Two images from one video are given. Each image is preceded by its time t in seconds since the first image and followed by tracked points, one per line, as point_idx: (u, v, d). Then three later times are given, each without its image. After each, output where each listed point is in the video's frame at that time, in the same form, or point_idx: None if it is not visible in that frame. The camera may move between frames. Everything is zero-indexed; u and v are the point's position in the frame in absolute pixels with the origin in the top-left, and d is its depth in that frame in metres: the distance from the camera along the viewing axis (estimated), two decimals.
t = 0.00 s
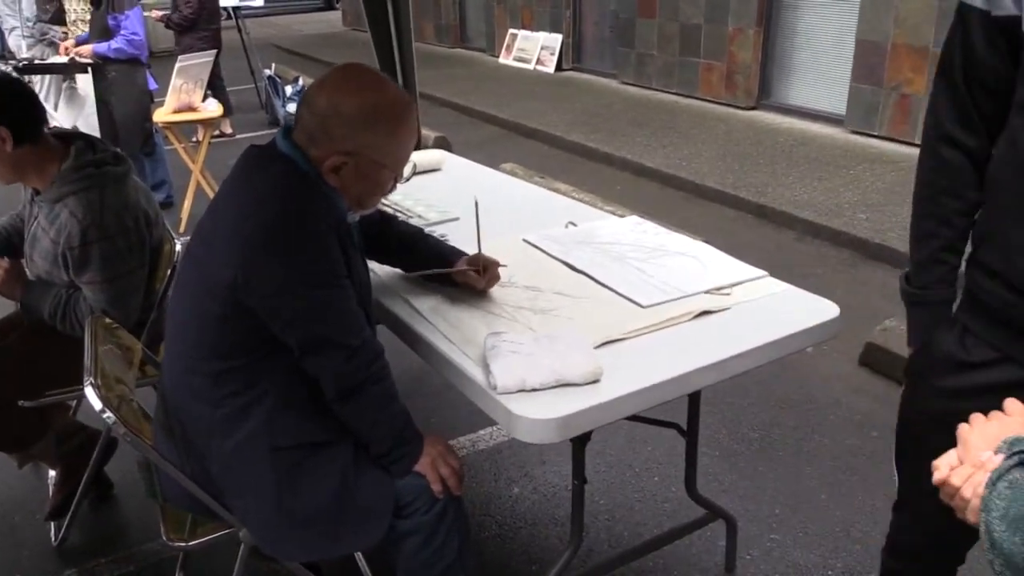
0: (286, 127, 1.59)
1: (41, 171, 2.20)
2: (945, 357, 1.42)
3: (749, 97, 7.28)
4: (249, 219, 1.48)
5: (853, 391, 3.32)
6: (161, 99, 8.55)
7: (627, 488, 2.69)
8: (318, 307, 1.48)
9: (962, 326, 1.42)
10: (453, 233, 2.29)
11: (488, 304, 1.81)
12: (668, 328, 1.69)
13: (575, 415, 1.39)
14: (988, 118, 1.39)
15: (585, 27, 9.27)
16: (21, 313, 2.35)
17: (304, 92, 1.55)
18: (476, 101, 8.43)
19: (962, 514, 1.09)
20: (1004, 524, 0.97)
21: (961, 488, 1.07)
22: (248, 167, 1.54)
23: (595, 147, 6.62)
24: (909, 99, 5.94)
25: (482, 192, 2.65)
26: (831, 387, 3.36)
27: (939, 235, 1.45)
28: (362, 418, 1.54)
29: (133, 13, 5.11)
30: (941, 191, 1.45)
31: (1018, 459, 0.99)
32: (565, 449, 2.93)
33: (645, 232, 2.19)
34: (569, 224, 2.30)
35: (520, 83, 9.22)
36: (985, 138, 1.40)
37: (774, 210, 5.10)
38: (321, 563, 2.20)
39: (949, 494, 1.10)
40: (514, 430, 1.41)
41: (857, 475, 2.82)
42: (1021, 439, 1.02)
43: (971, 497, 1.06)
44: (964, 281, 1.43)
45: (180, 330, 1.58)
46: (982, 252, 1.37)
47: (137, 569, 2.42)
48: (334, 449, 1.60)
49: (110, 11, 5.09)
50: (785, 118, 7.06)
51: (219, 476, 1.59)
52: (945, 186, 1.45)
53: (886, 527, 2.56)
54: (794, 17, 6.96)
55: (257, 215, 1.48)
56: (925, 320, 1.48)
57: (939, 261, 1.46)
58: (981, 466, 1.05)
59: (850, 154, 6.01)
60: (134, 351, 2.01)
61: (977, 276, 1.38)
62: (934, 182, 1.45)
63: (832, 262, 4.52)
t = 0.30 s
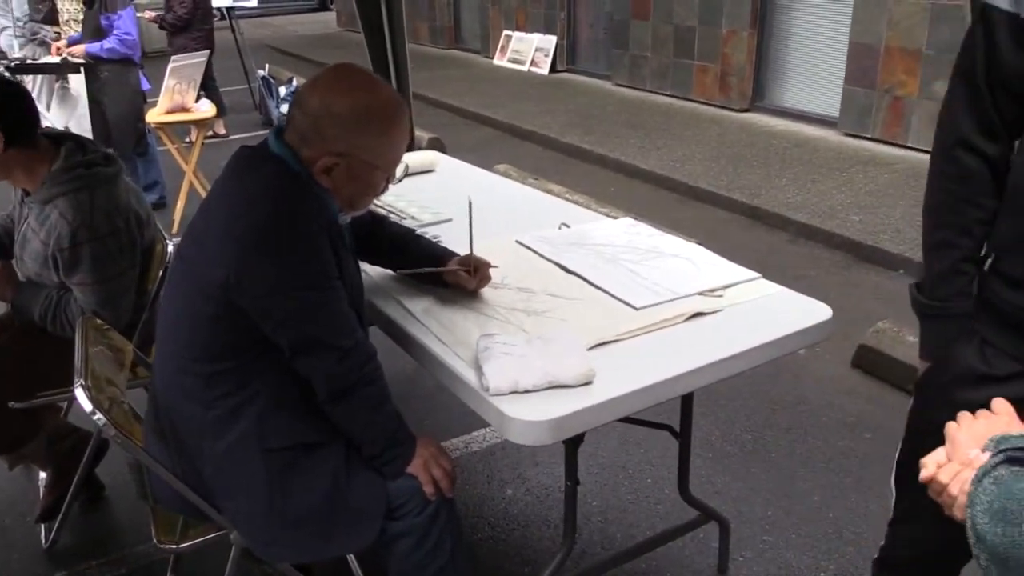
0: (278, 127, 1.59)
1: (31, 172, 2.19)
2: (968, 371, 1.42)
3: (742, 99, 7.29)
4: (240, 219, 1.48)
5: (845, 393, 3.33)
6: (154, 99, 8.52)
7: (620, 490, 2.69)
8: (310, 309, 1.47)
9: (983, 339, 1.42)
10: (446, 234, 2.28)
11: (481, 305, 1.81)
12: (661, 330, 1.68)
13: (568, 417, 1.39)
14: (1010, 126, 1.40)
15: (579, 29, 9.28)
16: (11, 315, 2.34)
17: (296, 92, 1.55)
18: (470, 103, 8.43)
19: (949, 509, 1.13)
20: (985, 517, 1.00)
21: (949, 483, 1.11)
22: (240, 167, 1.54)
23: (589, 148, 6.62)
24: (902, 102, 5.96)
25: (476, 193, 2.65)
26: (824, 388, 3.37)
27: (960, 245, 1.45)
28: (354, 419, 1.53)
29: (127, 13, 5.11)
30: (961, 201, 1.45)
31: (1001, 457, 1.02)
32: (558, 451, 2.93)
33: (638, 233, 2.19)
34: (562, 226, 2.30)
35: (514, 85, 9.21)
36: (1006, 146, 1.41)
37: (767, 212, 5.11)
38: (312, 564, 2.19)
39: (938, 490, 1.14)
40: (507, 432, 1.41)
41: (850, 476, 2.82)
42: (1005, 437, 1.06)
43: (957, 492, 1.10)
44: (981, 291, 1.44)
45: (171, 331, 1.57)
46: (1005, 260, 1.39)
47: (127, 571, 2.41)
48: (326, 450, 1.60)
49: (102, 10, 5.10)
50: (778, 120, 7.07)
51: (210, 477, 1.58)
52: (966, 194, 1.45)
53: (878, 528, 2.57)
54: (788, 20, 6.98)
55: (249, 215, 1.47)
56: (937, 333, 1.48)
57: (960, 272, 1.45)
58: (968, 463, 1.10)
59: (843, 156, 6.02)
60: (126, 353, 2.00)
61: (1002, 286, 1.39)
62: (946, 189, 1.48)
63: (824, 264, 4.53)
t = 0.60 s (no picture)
0: (272, 129, 1.59)
1: (25, 172, 2.19)
2: (992, 379, 1.42)
3: (739, 101, 7.29)
4: (234, 221, 1.47)
5: (842, 396, 3.33)
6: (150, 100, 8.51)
7: (615, 493, 2.69)
8: (304, 311, 1.47)
9: (1004, 346, 1.43)
10: (442, 236, 2.28)
11: (476, 308, 1.80)
12: (658, 333, 1.68)
13: (563, 420, 1.39)
14: None
15: (576, 30, 9.28)
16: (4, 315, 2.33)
17: (290, 94, 1.55)
18: (468, 104, 8.42)
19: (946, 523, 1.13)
20: (982, 527, 1.00)
21: (946, 498, 1.11)
22: (234, 169, 1.53)
23: (585, 150, 6.62)
24: (899, 105, 5.97)
25: (472, 195, 2.64)
26: (820, 391, 3.37)
27: (983, 251, 1.45)
28: (348, 422, 1.53)
29: (122, 12, 5.12)
30: (983, 205, 1.44)
31: (997, 469, 1.04)
32: (553, 454, 2.93)
33: (635, 236, 2.19)
34: (558, 228, 2.29)
35: (512, 86, 9.21)
36: None
37: (763, 214, 5.11)
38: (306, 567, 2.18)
39: (934, 504, 1.14)
40: (502, 435, 1.41)
41: (845, 479, 2.82)
42: (1000, 451, 1.07)
43: (954, 507, 1.10)
44: (1001, 298, 1.45)
45: (165, 332, 1.57)
46: None
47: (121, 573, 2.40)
48: (320, 453, 1.59)
49: (98, 10, 5.13)
50: (775, 123, 7.08)
51: (204, 480, 1.58)
52: (987, 199, 1.44)
53: (873, 531, 2.57)
54: (784, 22, 6.99)
55: (243, 216, 1.47)
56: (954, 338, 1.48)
57: (982, 278, 1.45)
58: (964, 477, 1.10)
59: (840, 159, 6.03)
60: (120, 355, 2.00)
61: None
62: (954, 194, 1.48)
63: (821, 267, 4.53)
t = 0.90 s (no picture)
0: (265, 130, 1.58)
1: (23, 173, 2.18)
2: None
3: (736, 102, 7.30)
4: (229, 223, 1.47)
5: (838, 396, 3.33)
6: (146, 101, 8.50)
7: (612, 494, 2.69)
8: (299, 313, 1.46)
9: None
10: (438, 237, 2.27)
11: (471, 308, 1.80)
12: (654, 334, 1.68)
13: (559, 421, 1.38)
14: None
15: (573, 31, 9.28)
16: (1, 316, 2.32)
17: (284, 95, 1.54)
18: (464, 105, 8.42)
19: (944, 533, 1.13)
20: (981, 538, 1.00)
21: (943, 507, 1.11)
22: (228, 171, 1.52)
23: (582, 151, 6.62)
24: (895, 105, 5.98)
25: (468, 196, 2.64)
26: (817, 391, 3.37)
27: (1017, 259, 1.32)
28: (343, 424, 1.52)
29: (119, 14, 5.09)
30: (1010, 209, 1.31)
31: (994, 477, 1.04)
32: (550, 455, 2.92)
33: (630, 237, 2.19)
34: (554, 229, 2.29)
35: (508, 87, 9.22)
36: None
37: (760, 215, 5.11)
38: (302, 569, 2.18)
39: (930, 513, 1.14)
40: (498, 437, 1.40)
41: (842, 480, 2.82)
42: (996, 457, 1.07)
43: (951, 516, 1.10)
44: None
45: (158, 335, 1.56)
46: None
47: None
48: (316, 455, 1.59)
49: (95, 13, 5.09)
50: (771, 123, 7.09)
51: (200, 483, 1.57)
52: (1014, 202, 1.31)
53: (871, 532, 2.57)
54: (781, 23, 6.99)
55: (237, 218, 1.47)
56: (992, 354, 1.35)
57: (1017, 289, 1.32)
58: (961, 485, 1.10)
59: (836, 159, 6.04)
60: (115, 358, 1.99)
61: None
62: (974, 193, 1.36)
63: (817, 267, 4.53)
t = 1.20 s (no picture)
0: (260, 132, 1.58)
1: (19, 173, 2.18)
2: None
3: (733, 103, 7.31)
4: (224, 224, 1.47)
5: (835, 397, 3.33)
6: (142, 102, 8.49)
7: (609, 495, 2.69)
8: (294, 314, 1.46)
9: None
10: (434, 238, 2.27)
11: (468, 309, 1.80)
12: (651, 335, 1.68)
13: (556, 423, 1.38)
14: None
15: (570, 32, 9.29)
16: None
17: (280, 96, 1.54)
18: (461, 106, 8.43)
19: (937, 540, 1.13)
20: (977, 547, 1.01)
21: (936, 515, 1.12)
22: (223, 172, 1.52)
23: (579, 152, 6.62)
24: (892, 106, 5.98)
25: (465, 197, 2.64)
26: (814, 392, 3.38)
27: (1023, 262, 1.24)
28: (339, 426, 1.52)
29: (116, 14, 5.08)
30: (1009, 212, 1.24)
31: (987, 483, 1.05)
32: (547, 456, 2.93)
33: (627, 238, 2.19)
34: (551, 230, 2.29)
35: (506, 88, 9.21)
36: None
37: (757, 216, 5.12)
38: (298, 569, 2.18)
39: (923, 520, 1.15)
40: (494, 439, 1.40)
41: (839, 481, 2.82)
42: (989, 464, 1.08)
43: (944, 524, 1.10)
44: None
45: (154, 336, 1.56)
46: None
47: None
48: (312, 457, 1.59)
49: (91, 12, 5.07)
50: (768, 124, 7.10)
51: (195, 485, 1.57)
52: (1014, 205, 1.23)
53: (867, 533, 2.57)
54: (778, 23, 7.00)
55: (232, 220, 1.47)
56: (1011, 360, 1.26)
57: None
58: (954, 493, 1.11)
59: (833, 160, 6.05)
60: (110, 359, 1.98)
61: None
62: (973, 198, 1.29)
63: (814, 268, 4.54)
